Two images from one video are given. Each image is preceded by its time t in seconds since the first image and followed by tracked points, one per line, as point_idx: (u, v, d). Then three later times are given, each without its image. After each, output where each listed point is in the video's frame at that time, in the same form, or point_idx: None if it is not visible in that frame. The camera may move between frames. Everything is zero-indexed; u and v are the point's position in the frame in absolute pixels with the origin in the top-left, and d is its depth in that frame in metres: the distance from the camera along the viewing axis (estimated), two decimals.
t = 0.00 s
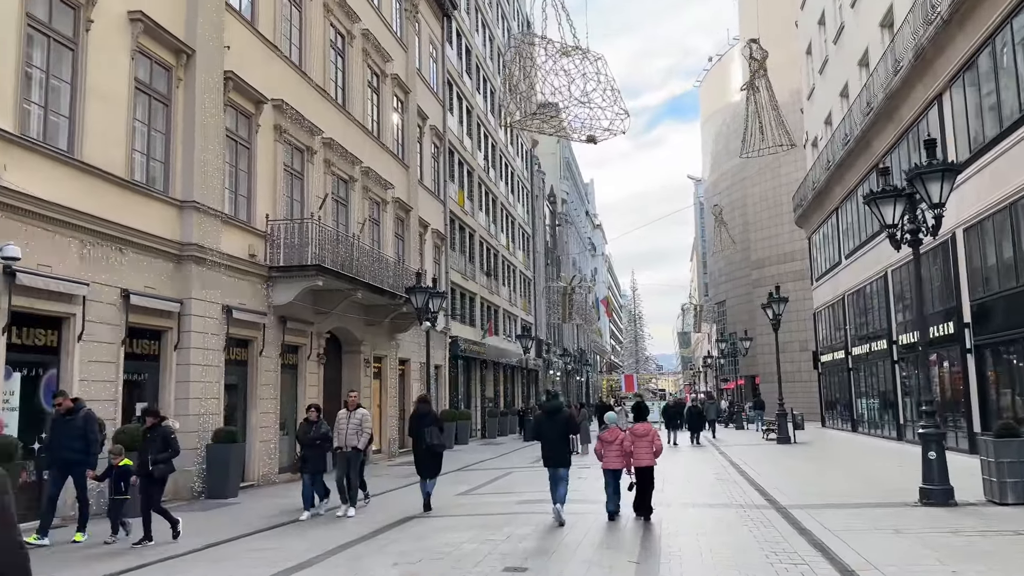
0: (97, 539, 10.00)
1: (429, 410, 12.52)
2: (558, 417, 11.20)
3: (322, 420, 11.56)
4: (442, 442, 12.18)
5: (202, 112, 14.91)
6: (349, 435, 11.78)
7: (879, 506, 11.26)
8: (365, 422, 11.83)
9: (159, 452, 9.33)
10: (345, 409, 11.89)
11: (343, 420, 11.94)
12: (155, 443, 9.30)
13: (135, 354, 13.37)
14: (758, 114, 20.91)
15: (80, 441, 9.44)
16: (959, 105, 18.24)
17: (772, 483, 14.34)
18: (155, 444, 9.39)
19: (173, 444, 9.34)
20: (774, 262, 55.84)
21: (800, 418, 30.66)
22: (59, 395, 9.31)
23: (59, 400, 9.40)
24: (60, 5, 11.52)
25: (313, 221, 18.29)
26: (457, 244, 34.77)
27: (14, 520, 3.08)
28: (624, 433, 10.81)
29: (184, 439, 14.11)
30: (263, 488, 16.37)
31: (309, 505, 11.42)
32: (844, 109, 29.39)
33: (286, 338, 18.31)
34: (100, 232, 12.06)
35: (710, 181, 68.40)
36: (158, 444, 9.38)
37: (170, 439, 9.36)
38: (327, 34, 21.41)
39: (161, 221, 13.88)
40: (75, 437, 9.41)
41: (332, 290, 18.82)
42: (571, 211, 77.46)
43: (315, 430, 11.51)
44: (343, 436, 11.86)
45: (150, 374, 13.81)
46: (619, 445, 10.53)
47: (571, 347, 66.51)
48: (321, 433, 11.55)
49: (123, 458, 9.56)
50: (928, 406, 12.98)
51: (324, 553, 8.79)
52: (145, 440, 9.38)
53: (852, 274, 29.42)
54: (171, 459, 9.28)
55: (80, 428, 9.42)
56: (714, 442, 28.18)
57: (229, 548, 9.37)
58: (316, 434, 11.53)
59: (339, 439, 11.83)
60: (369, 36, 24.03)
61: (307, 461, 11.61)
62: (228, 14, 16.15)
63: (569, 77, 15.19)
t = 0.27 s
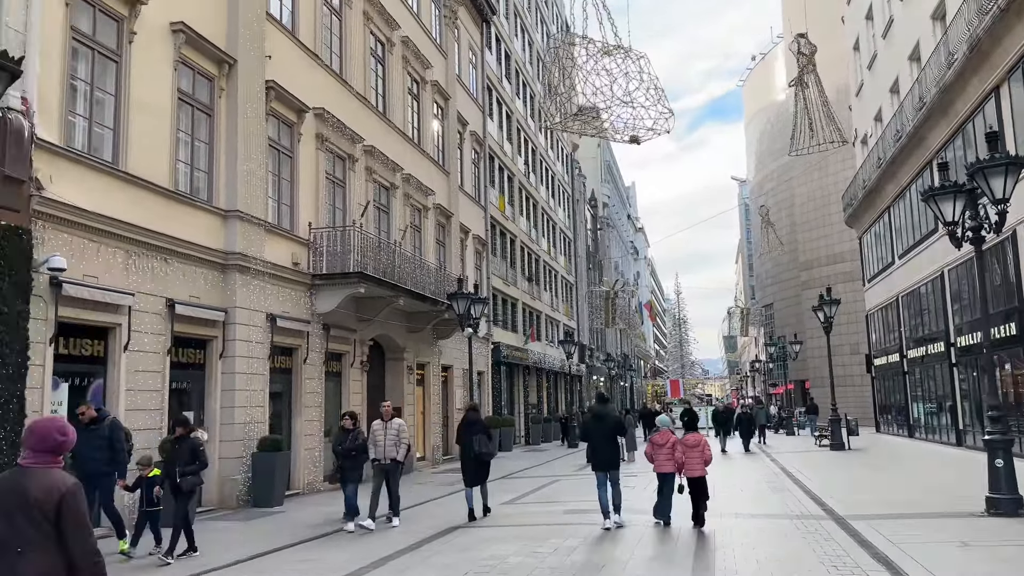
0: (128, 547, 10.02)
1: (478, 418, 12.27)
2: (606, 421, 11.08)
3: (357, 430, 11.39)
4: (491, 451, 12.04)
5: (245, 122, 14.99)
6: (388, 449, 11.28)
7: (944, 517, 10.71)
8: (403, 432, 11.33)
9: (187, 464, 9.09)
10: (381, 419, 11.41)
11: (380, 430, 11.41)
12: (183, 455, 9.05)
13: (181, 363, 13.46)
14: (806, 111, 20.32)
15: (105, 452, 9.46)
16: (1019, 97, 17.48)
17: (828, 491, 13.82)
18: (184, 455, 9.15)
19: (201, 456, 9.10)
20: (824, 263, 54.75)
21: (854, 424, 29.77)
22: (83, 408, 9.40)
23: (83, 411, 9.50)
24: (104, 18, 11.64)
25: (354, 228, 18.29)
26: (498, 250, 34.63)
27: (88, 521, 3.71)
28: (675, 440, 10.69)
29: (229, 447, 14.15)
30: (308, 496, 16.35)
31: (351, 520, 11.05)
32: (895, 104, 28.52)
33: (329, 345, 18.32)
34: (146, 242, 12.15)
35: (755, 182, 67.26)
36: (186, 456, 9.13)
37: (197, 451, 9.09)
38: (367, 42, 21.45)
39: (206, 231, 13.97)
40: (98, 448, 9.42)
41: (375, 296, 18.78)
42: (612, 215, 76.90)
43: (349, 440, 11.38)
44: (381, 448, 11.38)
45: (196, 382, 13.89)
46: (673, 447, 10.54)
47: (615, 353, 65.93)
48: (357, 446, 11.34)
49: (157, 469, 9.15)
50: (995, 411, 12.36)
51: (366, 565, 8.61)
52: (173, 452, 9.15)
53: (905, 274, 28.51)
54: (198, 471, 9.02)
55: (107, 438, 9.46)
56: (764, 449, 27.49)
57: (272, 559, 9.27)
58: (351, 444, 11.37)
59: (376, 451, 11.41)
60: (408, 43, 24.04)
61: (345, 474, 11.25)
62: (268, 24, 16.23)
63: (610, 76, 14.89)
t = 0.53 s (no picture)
0: (160, 562, 9.88)
1: (525, 424, 12.07)
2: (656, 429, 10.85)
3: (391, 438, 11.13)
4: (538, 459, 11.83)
5: (286, 131, 15.08)
6: (418, 454, 11.15)
7: (1009, 527, 10.18)
8: (433, 437, 11.27)
9: (209, 474, 8.82)
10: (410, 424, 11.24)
11: (408, 436, 11.30)
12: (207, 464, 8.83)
13: (224, 371, 13.53)
14: (854, 108, 19.76)
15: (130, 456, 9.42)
16: None
17: (883, 500, 13.30)
18: (207, 464, 8.91)
19: (224, 465, 8.85)
20: (875, 265, 53.52)
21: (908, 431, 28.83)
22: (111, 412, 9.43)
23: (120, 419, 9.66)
24: (146, 30, 11.79)
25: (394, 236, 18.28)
26: (539, 256, 34.44)
27: (141, 524, 3.83)
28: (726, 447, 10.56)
29: (272, 455, 14.17)
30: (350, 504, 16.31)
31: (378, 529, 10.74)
32: (946, 100, 27.66)
33: (370, 353, 18.31)
34: (188, 251, 12.25)
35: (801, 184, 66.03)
36: (209, 465, 8.90)
37: (221, 460, 8.85)
38: (405, 50, 21.51)
39: (248, 240, 14.07)
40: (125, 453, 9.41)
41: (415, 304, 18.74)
42: (654, 220, 76.18)
43: (382, 451, 11.01)
44: (411, 455, 11.17)
45: (239, 390, 13.96)
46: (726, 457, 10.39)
47: (659, 359, 65.16)
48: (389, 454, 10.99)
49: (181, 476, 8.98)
50: None
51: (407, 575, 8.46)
52: (196, 461, 8.92)
53: (960, 275, 27.60)
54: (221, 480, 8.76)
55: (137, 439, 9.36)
56: (814, 456, 26.76)
57: (312, 567, 9.19)
58: (384, 454, 11.00)
59: (406, 458, 11.19)
60: (447, 50, 24.07)
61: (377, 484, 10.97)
62: (307, 34, 16.33)
63: (649, 76, 14.62)
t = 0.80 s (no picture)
0: None
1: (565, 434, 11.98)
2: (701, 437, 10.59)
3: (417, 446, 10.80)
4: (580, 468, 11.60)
5: (322, 141, 15.12)
6: (440, 467, 10.82)
7: None
8: (456, 449, 10.89)
9: (225, 486, 8.59)
10: (436, 436, 11.00)
11: (435, 446, 10.98)
12: (221, 475, 8.59)
13: (262, 381, 13.56)
14: (902, 107, 19.14)
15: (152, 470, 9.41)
16: None
17: (938, 513, 12.74)
18: (221, 477, 8.65)
19: (239, 476, 8.61)
20: (925, 270, 52.06)
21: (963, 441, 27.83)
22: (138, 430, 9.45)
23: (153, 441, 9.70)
24: (181, 44, 11.90)
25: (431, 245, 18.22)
26: (578, 264, 34.17)
27: (175, 540, 3.76)
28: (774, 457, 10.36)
29: (309, 466, 14.15)
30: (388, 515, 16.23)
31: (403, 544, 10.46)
32: (998, 98, 26.75)
33: (408, 363, 18.26)
34: (224, 262, 12.30)
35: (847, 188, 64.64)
36: (224, 478, 8.64)
37: (235, 470, 8.61)
38: (441, 60, 21.52)
39: (284, 250, 14.11)
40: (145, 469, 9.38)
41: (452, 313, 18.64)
42: (696, 227, 75.30)
43: (409, 460, 10.72)
44: (433, 467, 10.89)
45: (277, 401, 13.98)
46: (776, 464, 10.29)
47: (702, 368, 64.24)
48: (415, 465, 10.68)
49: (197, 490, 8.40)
50: None
51: None
52: (212, 473, 8.67)
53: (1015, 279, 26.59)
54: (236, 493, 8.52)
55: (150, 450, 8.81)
56: (864, 467, 25.97)
57: None
58: (410, 464, 10.71)
59: (431, 470, 10.91)
60: (483, 59, 24.04)
61: (400, 494, 10.71)
62: (342, 46, 16.38)
63: (687, 78, 14.35)
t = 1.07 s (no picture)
0: None
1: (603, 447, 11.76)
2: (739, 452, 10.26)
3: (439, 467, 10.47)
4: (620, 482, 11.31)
5: (355, 153, 15.13)
6: (463, 484, 10.62)
7: None
8: (480, 466, 10.67)
9: (230, 504, 8.44)
10: (458, 452, 10.84)
11: (457, 463, 10.80)
12: (226, 493, 8.44)
13: (296, 394, 13.56)
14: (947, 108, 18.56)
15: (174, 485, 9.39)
16: None
17: (993, 531, 12.16)
18: (227, 493, 8.49)
19: (244, 493, 8.44)
20: (975, 276, 50.65)
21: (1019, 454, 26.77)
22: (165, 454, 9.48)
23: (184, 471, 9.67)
24: (215, 59, 12.00)
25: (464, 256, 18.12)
26: (615, 274, 33.84)
27: (214, 556, 3.71)
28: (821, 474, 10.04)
29: (343, 478, 14.08)
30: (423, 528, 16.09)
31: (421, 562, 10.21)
32: None
33: (442, 375, 18.16)
34: (258, 275, 12.33)
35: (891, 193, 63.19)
36: (229, 494, 8.47)
37: (240, 487, 8.45)
38: (474, 70, 21.50)
39: (318, 262, 14.12)
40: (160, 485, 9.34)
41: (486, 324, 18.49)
42: (736, 235, 74.30)
43: (430, 477, 10.41)
44: (455, 484, 10.69)
45: (311, 413, 13.96)
46: (823, 479, 10.19)
47: (744, 378, 63.21)
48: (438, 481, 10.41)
49: (204, 507, 7.98)
50: None
51: None
52: (216, 490, 8.51)
53: None
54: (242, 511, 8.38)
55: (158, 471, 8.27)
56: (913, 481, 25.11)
57: None
58: (431, 481, 10.41)
59: (453, 488, 10.72)
60: (516, 69, 23.98)
61: (421, 511, 10.36)
62: (375, 58, 16.41)
63: (722, 83, 14.06)
